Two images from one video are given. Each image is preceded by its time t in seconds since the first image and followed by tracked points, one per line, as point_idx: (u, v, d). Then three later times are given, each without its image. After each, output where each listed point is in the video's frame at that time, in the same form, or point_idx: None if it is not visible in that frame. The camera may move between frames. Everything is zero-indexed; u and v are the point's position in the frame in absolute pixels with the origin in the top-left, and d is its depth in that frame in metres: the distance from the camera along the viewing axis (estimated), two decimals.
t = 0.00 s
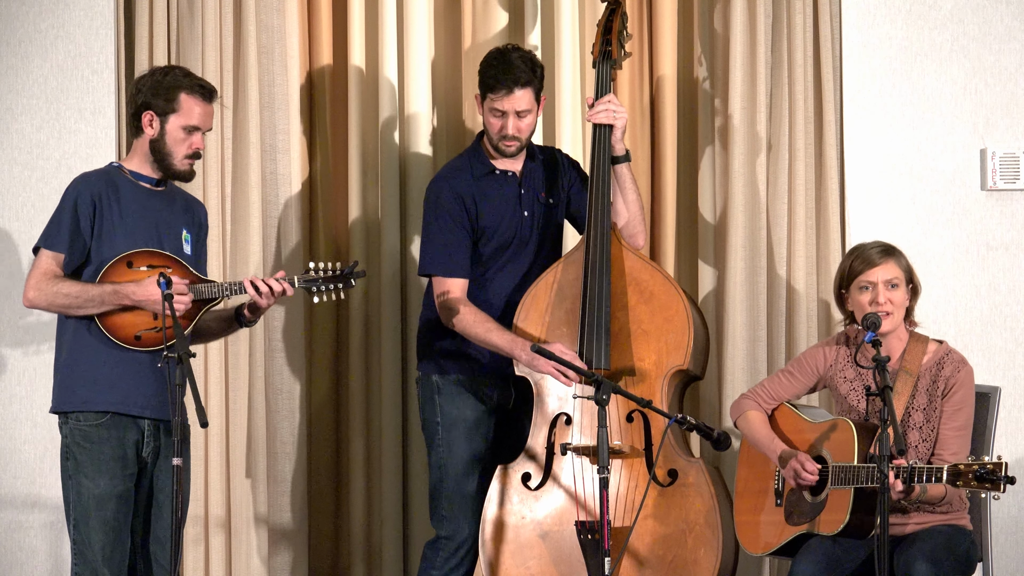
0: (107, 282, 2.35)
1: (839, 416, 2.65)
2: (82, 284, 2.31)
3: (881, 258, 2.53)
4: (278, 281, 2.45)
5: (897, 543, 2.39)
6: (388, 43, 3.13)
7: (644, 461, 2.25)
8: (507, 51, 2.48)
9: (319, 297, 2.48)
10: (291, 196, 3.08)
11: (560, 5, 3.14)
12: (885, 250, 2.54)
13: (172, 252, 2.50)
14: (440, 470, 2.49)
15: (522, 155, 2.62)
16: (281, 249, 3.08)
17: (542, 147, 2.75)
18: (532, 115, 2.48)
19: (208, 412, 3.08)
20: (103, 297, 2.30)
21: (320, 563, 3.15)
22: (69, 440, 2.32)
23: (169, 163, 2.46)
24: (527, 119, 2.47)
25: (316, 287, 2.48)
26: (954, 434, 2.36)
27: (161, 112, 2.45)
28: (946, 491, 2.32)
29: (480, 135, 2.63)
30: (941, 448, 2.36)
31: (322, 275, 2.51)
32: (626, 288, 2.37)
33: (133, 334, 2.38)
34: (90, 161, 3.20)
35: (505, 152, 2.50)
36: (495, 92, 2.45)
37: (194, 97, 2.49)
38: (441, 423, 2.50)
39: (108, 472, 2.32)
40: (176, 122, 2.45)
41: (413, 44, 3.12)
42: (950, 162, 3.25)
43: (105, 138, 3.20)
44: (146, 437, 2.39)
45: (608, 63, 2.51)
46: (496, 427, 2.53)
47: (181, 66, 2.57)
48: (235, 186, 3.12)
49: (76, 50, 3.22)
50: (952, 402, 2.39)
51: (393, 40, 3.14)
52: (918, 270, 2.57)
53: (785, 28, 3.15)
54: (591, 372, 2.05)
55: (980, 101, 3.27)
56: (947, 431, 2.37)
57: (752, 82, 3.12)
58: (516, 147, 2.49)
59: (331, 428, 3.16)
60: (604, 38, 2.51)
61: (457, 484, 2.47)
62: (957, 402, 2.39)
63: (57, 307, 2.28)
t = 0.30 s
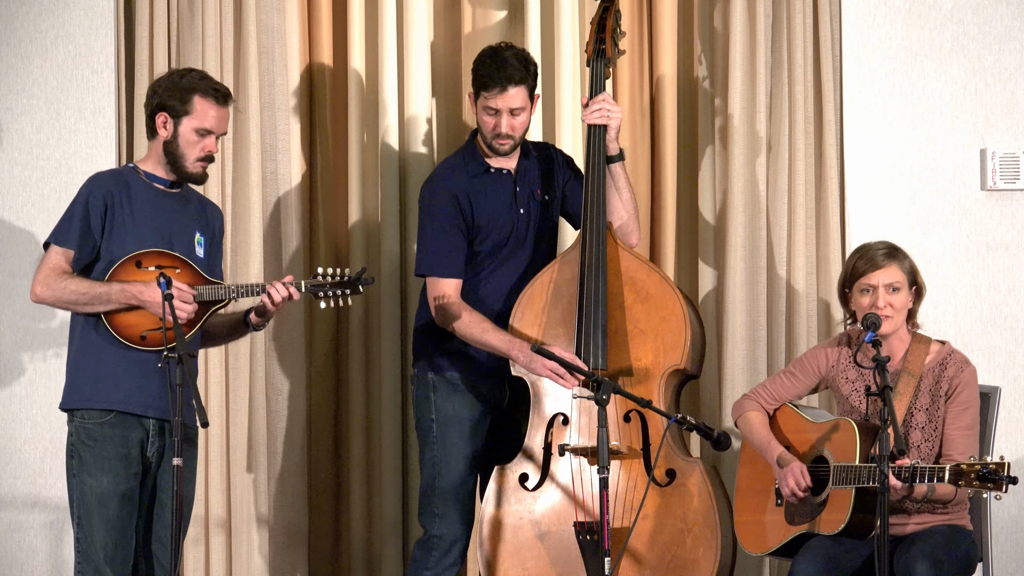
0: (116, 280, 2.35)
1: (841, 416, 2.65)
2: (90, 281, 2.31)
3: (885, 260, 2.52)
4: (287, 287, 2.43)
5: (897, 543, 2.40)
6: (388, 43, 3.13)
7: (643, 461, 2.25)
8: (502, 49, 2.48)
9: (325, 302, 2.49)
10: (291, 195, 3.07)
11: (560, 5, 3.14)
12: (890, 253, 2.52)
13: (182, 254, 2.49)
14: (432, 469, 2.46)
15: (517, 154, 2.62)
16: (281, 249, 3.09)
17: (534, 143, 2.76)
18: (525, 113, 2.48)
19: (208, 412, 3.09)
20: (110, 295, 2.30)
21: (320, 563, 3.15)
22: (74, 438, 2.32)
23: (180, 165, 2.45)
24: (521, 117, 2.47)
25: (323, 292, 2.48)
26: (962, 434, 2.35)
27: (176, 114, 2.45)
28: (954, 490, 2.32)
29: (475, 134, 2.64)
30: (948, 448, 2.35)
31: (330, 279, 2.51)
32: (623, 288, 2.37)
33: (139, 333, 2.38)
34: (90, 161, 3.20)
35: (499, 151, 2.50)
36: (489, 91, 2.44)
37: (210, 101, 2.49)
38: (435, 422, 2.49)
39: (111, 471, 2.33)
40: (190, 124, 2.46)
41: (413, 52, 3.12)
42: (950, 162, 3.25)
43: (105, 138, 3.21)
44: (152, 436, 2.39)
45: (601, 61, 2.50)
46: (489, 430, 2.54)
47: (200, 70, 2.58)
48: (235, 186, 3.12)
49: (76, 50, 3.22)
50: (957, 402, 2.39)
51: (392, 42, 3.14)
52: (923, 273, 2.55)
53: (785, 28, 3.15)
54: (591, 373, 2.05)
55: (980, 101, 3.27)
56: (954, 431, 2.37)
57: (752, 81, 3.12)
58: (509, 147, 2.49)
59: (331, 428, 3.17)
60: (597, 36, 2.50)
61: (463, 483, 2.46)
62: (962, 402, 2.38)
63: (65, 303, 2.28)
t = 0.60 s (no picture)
0: (118, 279, 2.35)
1: (843, 416, 2.65)
2: (91, 280, 2.32)
3: (898, 259, 2.51)
4: (274, 290, 2.43)
5: (897, 542, 2.40)
6: (388, 42, 3.13)
7: (635, 460, 2.25)
8: (483, 51, 2.46)
9: (326, 306, 2.48)
10: (291, 195, 3.07)
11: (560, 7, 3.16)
12: (904, 253, 2.52)
13: (187, 256, 2.49)
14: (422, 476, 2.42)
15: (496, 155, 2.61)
16: (281, 249, 3.09)
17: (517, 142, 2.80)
18: (509, 117, 2.47)
19: (208, 411, 3.09)
20: (112, 294, 2.31)
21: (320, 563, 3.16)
22: (78, 437, 2.32)
23: (183, 165, 2.46)
24: (504, 120, 2.46)
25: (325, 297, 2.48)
26: (964, 436, 2.36)
27: (179, 115, 2.46)
28: (958, 493, 2.34)
29: (454, 133, 2.61)
30: (951, 450, 2.36)
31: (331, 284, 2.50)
32: (612, 288, 2.37)
33: (139, 333, 2.38)
34: (91, 161, 3.20)
35: (481, 154, 2.49)
36: (473, 93, 2.42)
37: (215, 103, 2.49)
38: (424, 429, 2.44)
39: (114, 470, 2.32)
40: (193, 125, 2.46)
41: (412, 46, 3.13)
42: (951, 162, 3.26)
43: (105, 138, 3.20)
44: (154, 435, 2.39)
45: (580, 60, 2.50)
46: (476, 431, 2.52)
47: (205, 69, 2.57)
48: (235, 186, 3.12)
49: (76, 50, 3.22)
50: (960, 405, 2.39)
51: (392, 44, 3.14)
52: (935, 282, 2.53)
53: (785, 28, 3.14)
54: (591, 372, 2.06)
55: (980, 101, 3.27)
56: (955, 433, 2.37)
57: (752, 81, 3.12)
58: (490, 150, 2.48)
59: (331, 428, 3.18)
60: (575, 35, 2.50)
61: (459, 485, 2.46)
62: (964, 404, 2.39)
63: (68, 302, 2.29)
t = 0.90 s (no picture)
0: (117, 279, 2.35)
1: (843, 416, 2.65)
2: (90, 282, 2.33)
3: (901, 262, 2.51)
4: (260, 294, 2.45)
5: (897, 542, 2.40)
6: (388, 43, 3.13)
7: (627, 459, 2.25)
8: (461, 54, 2.43)
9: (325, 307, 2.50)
10: (291, 196, 3.07)
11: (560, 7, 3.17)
12: (908, 256, 2.52)
13: (188, 256, 2.49)
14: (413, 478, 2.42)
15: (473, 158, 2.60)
16: (281, 248, 3.09)
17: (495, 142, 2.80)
18: (489, 118, 2.46)
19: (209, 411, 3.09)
20: (111, 295, 2.31)
21: (321, 563, 3.16)
22: (78, 438, 2.33)
23: (183, 163, 2.46)
24: (484, 123, 2.45)
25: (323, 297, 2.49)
26: (963, 435, 2.36)
27: (173, 113, 2.46)
28: (958, 493, 2.33)
29: (429, 135, 2.59)
30: (951, 449, 2.36)
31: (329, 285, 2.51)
32: (596, 288, 2.38)
33: (139, 333, 2.37)
34: (91, 161, 3.20)
35: (460, 156, 2.49)
36: (453, 98, 2.40)
37: (207, 97, 2.49)
38: (414, 432, 2.44)
39: (114, 470, 2.33)
40: (188, 122, 2.46)
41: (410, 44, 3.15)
42: (951, 162, 3.26)
43: (105, 138, 3.20)
44: (155, 435, 2.39)
45: (549, 60, 2.54)
46: (463, 435, 2.52)
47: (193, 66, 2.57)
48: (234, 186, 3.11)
49: (76, 50, 3.22)
50: (959, 405, 2.39)
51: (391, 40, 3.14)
52: (937, 284, 2.52)
53: (786, 28, 3.14)
54: (591, 373, 2.06)
55: (980, 101, 3.27)
56: (955, 433, 2.37)
57: (752, 81, 3.12)
58: (471, 152, 2.48)
59: (331, 426, 3.19)
60: (543, 35, 2.54)
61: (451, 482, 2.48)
62: (964, 404, 2.39)
63: (68, 304, 2.30)
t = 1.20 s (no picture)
0: (115, 281, 2.35)
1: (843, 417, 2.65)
2: (86, 284, 2.31)
3: (896, 263, 2.50)
4: (258, 288, 2.46)
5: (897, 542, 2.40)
6: (388, 43, 3.13)
7: (622, 459, 2.25)
8: (451, 53, 2.43)
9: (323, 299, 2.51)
10: (291, 196, 3.08)
11: (561, 7, 3.16)
12: (899, 255, 2.50)
13: (181, 254, 2.49)
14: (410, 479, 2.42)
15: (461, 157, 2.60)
16: (281, 247, 3.09)
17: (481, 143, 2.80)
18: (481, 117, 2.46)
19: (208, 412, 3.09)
20: (108, 296, 2.30)
21: (320, 563, 3.16)
22: (76, 439, 2.33)
23: (178, 160, 2.47)
24: (477, 121, 2.45)
25: (321, 288, 2.50)
26: (963, 435, 2.35)
27: (164, 111, 2.46)
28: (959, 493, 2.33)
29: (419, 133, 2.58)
30: (951, 450, 2.35)
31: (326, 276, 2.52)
32: (586, 286, 2.39)
33: (137, 334, 2.37)
34: (91, 161, 3.20)
35: (453, 156, 2.48)
36: (447, 97, 2.39)
37: (195, 91, 2.50)
38: (404, 434, 2.44)
39: (112, 471, 2.33)
40: (181, 118, 2.47)
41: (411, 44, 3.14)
42: (951, 163, 3.26)
43: (105, 138, 3.20)
44: (153, 436, 2.39)
45: (530, 59, 2.55)
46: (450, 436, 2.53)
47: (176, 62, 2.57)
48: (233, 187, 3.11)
49: (76, 50, 3.22)
50: (959, 405, 2.39)
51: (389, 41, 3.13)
52: (930, 275, 2.53)
53: (786, 29, 3.14)
54: (591, 372, 2.06)
55: (980, 101, 3.27)
56: (955, 433, 2.37)
57: (752, 82, 3.11)
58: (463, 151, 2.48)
59: (331, 426, 3.18)
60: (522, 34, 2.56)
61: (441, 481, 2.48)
62: (964, 404, 2.39)
63: (64, 306, 2.29)
